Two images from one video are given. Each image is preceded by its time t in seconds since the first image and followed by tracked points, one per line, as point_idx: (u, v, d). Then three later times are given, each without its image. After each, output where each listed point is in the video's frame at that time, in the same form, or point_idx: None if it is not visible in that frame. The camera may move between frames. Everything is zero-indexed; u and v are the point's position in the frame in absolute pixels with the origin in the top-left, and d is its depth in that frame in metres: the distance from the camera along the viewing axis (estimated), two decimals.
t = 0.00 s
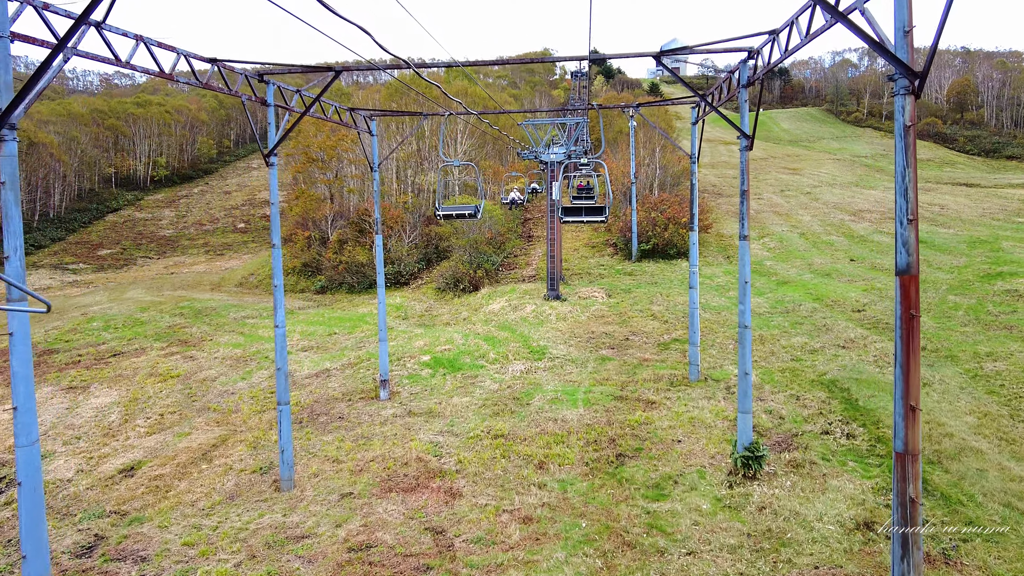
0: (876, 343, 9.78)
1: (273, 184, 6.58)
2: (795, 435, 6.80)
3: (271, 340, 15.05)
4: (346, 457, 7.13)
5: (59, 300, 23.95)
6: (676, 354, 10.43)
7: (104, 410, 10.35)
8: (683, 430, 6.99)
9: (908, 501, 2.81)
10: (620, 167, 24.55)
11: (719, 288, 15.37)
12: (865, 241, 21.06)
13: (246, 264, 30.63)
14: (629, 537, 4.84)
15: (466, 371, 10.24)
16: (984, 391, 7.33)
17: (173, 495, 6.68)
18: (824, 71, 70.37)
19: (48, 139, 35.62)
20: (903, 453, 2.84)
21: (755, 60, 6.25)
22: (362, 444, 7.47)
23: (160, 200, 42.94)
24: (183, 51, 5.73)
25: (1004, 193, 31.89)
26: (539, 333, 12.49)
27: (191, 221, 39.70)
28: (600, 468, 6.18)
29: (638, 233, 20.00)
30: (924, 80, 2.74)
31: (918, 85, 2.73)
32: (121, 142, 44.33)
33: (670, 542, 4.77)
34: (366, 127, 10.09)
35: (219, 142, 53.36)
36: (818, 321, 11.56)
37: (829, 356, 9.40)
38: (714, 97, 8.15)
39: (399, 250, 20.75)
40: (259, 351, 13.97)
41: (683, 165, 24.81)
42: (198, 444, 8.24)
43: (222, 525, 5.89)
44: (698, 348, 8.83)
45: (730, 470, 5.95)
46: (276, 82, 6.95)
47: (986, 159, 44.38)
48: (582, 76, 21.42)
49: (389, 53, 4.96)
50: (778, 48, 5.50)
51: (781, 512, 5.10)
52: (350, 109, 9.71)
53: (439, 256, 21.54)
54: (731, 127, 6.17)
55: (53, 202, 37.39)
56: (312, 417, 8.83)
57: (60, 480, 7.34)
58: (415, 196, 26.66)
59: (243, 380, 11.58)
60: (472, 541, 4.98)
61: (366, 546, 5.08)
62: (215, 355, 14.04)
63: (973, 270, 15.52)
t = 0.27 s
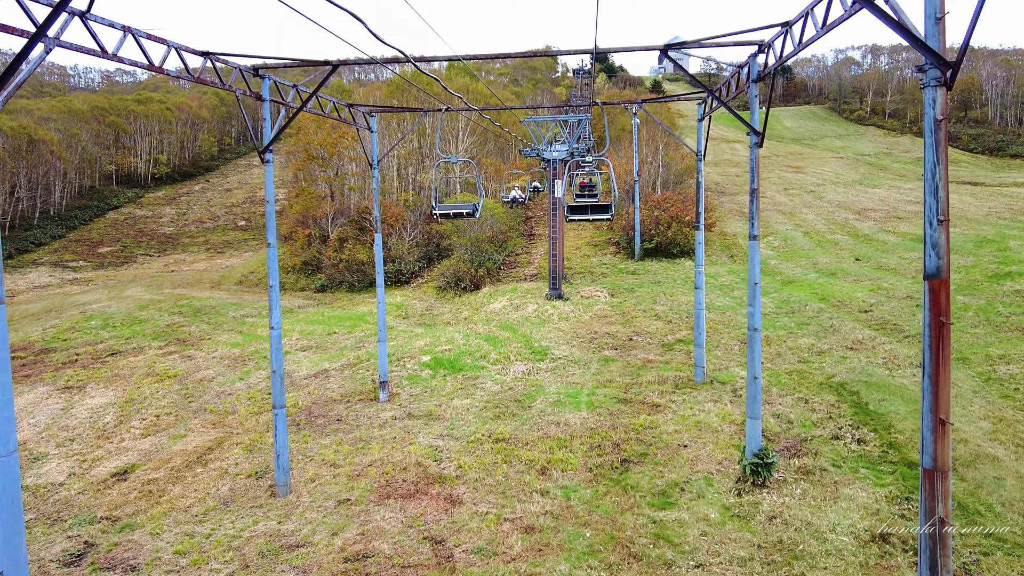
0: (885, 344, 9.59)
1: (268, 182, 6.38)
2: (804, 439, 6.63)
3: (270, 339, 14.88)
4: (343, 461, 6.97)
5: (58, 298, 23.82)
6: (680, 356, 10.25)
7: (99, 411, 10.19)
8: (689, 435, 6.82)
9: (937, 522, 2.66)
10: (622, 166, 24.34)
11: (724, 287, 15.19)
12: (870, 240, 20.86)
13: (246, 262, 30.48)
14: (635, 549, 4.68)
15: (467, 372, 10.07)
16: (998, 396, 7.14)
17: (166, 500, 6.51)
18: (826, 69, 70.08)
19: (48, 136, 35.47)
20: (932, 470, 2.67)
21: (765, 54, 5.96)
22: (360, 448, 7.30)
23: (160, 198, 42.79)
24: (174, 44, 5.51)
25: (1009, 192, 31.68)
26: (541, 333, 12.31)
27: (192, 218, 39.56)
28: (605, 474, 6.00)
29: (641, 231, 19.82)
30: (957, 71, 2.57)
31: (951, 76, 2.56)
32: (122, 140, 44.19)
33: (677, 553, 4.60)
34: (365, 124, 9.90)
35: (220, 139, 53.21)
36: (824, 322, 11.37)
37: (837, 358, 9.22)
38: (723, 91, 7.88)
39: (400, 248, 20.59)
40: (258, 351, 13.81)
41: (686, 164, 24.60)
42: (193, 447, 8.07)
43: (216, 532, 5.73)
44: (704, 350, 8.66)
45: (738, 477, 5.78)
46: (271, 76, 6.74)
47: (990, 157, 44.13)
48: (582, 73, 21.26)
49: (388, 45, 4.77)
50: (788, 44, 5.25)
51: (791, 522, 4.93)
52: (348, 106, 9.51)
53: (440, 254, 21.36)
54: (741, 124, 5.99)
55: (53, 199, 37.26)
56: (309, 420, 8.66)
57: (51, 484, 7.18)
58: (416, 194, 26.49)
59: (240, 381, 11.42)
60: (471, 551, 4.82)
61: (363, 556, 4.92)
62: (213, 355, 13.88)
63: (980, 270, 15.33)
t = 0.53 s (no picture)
0: (894, 351, 9.39)
1: (263, 185, 6.20)
2: (814, 450, 6.45)
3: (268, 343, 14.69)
4: (340, 472, 6.80)
5: (57, 301, 23.66)
6: (684, 362, 10.08)
7: (93, 418, 10.01)
8: (695, 446, 6.64)
9: (969, 551, 2.51)
10: (624, 168, 24.15)
11: (727, 291, 15.01)
12: (874, 244, 20.67)
13: (246, 265, 30.33)
14: (641, 567, 4.50)
15: (467, 378, 9.89)
16: (1013, 405, 6.97)
17: (158, 512, 6.34)
18: (828, 71, 69.94)
19: (48, 138, 35.35)
20: (965, 495, 2.51)
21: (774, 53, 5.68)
22: (358, 457, 7.13)
23: (161, 200, 42.68)
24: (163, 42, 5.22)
25: (1013, 195, 31.55)
26: (542, 338, 12.12)
27: (192, 221, 39.43)
28: (609, 487, 5.83)
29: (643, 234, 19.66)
30: (992, 68, 2.41)
31: (985, 74, 2.40)
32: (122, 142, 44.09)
33: (686, 572, 4.43)
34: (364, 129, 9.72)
35: (221, 141, 53.10)
36: (830, 327, 11.19)
37: (844, 365, 9.03)
38: (732, 89, 7.58)
39: (400, 252, 20.42)
40: (256, 355, 13.63)
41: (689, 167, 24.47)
42: (187, 456, 7.89)
43: (208, 546, 5.56)
44: (709, 357, 8.48)
45: (747, 490, 5.59)
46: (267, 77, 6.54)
47: (992, 160, 43.99)
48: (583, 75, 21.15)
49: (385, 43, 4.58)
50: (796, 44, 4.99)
51: (804, 538, 4.75)
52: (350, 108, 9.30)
53: (441, 258, 21.17)
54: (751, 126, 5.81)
55: (53, 201, 37.13)
56: (306, 428, 8.49)
57: (41, 494, 7.01)
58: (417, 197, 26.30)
59: (237, 387, 11.24)
60: (472, 569, 4.64)
61: (359, 573, 4.74)
62: (210, 360, 13.69)
63: (987, 274, 15.16)
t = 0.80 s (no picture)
0: (897, 363, 9.22)
1: (250, 197, 6.03)
2: (818, 467, 6.27)
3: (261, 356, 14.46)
4: (330, 492, 6.59)
5: (49, 313, 23.41)
6: (684, 375, 9.90)
7: (79, 434, 9.77)
8: (696, 463, 6.45)
9: None
10: (621, 179, 24.06)
11: (726, 302, 14.85)
12: (873, 254, 20.56)
13: (242, 276, 30.14)
14: None
15: (462, 393, 9.70)
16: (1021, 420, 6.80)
17: (141, 535, 6.12)
18: (823, 82, 70.26)
19: (43, 150, 35.21)
20: (994, 529, 2.37)
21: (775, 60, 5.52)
22: (349, 476, 6.93)
23: (157, 212, 42.50)
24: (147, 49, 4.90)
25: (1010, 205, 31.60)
26: (539, 351, 11.93)
27: (188, 232, 39.26)
28: (608, 508, 5.63)
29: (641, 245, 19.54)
30: (1014, 70, 2.27)
31: (1008, 77, 2.25)
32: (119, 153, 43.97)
33: None
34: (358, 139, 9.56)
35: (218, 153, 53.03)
36: (832, 339, 11.02)
37: (847, 378, 8.85)
38: (732, 97, 7.42)
39: (396, 263, 20.25)
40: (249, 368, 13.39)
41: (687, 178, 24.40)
42: (174, 474, 7.66)
43: (191, 572, 5.34)
44: (709, 371, 8.30)
45: (751, 510, 5.40)
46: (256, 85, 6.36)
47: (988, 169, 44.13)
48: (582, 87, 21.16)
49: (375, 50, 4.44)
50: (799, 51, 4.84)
51: (812, 563, 4.56)
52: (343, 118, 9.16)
53: (437, 268, 20.97)
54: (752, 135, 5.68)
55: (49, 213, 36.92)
56: (297, 446, 8.28)
57: (21, 516, 6.78)
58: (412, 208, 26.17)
59: (228, 402, 11.01)
60: None
61: None
62: (202, 373, 13.46)
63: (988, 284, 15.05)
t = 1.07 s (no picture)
0: (889, 380, 9.09)
1: (227, 213, 5.83)
2: (813, 488, 6.10)
3: (244, 374, 14.14)
4: (309, 517, 6.34)
5: (29, 331, 22.95)
6: (675, 393, 9.74)
7: (52, 457, 9.43)
8: (688, 485, 6.27)
9: None
10: (610, 195, 24.02)
11: (716, 318, 14.74)
12: (862, 268, 20.57)
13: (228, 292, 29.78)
14: None
15: (449, 412, 9.49)
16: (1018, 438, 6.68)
17: (109, 565, 5.84)
18: (809, 99, 71.14)
19: (27, 165, 34.79)
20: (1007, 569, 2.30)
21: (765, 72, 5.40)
22: (329, 501, 6.69)
23: (143, 227, 42.08)
24: (115, 58, 4.59)
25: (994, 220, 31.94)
26: (528, 368, 11.75)
27: (175, 248, 38.87)
28: (597, 534, 5.43)
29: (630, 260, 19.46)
30: None
31: (1017, 84, 2.13)
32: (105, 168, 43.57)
33: None
34: (342, 153, 9.39)
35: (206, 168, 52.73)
36: (823, 355, 10.91)
37: (840, 396, 8.69)
38: (722, 111, 7.31)
39: (383, 279, 20.03)
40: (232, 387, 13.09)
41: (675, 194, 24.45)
42: (148, 498, 7.36)
43: None
44: (700, 390, 8.13)
45: (744, 535, 5.21)
46: (234, 98, 6.16)
47: (972, 185, 44.66)
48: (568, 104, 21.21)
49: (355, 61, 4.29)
50: (788, 64, 4.73)
51: None
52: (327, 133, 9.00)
53: (425, 284, 20.79)
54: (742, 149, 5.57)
55: (32, 228, 36.42)
56: (277, 469, 8.02)
57: None
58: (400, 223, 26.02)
59: (209, 422, 10.71)
60: None
61: None
62: (183, 392, 13.12)
63: (977, 298, 15.05)
